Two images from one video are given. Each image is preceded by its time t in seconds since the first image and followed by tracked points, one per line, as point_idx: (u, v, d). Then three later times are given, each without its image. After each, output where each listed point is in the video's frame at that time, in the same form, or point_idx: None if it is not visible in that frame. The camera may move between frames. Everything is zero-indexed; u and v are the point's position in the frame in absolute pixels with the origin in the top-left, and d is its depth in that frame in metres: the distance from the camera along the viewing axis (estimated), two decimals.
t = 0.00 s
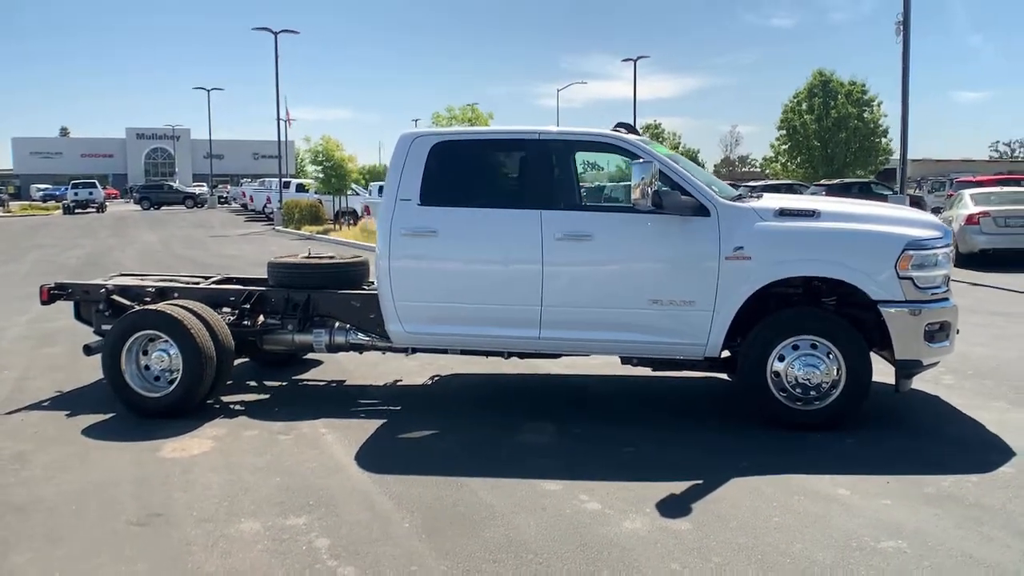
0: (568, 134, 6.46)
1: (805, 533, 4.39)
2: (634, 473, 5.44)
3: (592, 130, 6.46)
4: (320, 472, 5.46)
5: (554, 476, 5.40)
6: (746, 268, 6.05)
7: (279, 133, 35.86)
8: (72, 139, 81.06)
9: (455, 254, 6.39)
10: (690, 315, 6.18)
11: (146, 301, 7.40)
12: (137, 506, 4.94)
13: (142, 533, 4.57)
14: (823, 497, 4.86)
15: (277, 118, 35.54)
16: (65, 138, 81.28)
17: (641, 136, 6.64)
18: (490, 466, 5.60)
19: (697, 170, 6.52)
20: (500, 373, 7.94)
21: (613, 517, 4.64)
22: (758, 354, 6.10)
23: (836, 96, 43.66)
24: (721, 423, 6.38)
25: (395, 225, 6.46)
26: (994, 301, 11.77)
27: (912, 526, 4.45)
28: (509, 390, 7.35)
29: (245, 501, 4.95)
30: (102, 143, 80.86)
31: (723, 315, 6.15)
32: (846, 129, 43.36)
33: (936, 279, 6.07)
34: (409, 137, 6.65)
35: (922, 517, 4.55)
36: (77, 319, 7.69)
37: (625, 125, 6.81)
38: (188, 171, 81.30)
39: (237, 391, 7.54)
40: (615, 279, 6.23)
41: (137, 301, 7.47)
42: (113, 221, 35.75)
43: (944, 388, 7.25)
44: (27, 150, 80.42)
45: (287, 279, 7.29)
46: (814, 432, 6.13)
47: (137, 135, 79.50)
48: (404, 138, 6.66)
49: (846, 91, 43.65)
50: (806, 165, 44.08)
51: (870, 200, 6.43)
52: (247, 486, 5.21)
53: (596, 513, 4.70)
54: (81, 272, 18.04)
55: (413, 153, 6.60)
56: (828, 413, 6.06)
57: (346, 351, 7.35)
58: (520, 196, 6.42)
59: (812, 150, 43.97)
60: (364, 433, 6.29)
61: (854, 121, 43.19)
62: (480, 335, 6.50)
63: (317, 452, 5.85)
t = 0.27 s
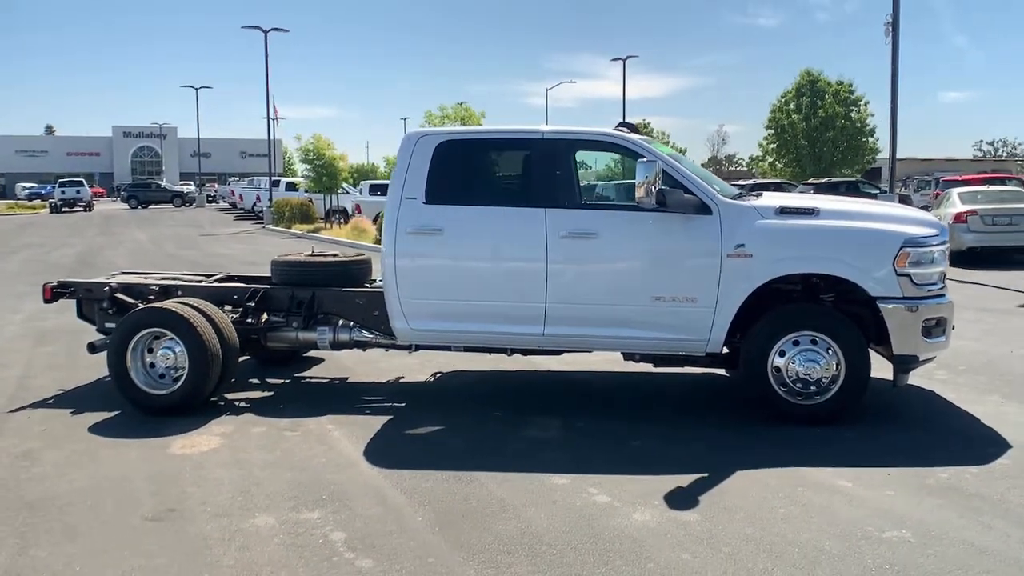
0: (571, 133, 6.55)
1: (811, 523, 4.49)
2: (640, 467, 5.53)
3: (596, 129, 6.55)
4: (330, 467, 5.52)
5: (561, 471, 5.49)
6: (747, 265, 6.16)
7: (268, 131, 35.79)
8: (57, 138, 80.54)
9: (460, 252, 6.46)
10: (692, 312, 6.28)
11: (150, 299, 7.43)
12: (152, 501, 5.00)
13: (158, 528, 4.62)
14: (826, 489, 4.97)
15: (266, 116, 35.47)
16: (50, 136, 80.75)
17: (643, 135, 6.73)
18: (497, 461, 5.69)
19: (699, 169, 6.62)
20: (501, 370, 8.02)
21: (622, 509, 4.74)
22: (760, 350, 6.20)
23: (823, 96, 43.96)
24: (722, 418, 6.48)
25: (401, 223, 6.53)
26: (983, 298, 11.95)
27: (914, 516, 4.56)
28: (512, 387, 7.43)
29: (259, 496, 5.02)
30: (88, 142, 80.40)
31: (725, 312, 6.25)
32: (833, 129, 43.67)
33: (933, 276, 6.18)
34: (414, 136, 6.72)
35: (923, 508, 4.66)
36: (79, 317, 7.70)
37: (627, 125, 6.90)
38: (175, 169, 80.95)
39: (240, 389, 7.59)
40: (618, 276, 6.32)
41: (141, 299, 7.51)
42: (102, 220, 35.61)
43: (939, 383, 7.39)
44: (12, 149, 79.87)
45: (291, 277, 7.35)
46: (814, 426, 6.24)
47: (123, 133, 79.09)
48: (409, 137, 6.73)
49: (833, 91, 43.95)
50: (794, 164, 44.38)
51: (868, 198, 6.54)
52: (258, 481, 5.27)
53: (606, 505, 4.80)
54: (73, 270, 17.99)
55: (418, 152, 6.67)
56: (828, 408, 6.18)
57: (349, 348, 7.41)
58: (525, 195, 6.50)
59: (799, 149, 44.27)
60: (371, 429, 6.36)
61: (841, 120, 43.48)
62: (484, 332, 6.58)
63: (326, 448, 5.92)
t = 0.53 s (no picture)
0: (572, 134, 6.61)
1: (815, 518, 4.56)
2: (643, 464, 5.59)
3: (596, 130, 6.61)
4: (335, 466, 5.55)
5: (565, 468, 5.53)
6: (746, 264, 6.23)
7: (256, 132, 35.70)
8: (41, 139, 79.99)
9: (462, 251, 6.51)
10: (692, 311, 6.35)
11: (149, 300, 7.43)
12: (159, 501, 5.01)
13: (167, 527, 4.64)
14: (828, 484, 5.04)
15: (255, 117, 35.39)
16: (34, 138, 80.18)
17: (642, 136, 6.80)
18: (501, 460, 5.73)
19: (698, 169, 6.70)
20: (500, 370, 8.07)
21: (628, 505, 4.79)
22: (759, 348, 6.28)
23: (809, 97, 44.25)
24: (722, 416, 6.55)
25: (403, 223, 6.57)
26: (972, 297, 12.09)
27: (915, 509, 4.64)
28: (511, 386, 7.48)
29: (266, 495, 5.04)
30: (72, 143, 79.89)
31: (724, 311, 6.33)
32: (819, 130, 43.95)
33: (929, 274, 6.27)
34: (415, 137, 6.76)
35: (924, 501, 4.74)
36: (77, 318, 7.68)
37: (626, 125, 6.96)
38: (160, 171, 80.55)
39: (240, 389, 7.60)
40: (619, 275, 6.38)
41: (140, 300, 7.50)
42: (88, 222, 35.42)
43: (932, 380, 7.49)
44: None
45: (291, 278, 7.38)
46: (812, 423, 6.32)
47: (107, 134, 78.63)
48: (410, 138, 6.77)
49: (819, 92, 44.24)
50: (780, 165, 44.64)
51: (864, 198, 6.63)
52: (265, 480, 5.29)
53: (611, 502, 4.85)
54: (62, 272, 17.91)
55: (419, 152, 6.71)
56: (827, 405, 6.26)
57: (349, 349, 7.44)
58: (526, 195, 6.55)
59: (786, 150, 44.54)
60: (373, 428, 6.39)
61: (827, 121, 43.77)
62: (485, 331, 6.62)
63: (329, 448, 5.94)
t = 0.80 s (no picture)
0: (572, 134, 6.63)
1: (819, 514, 4.59)
2: (645, 462, 5.62)
3: (596, 130, 6.63)
4: (338, 466, 5.55)
5: (568, 467, 5.55)
6: (746, 263, 6.26)
7: (245, 133, 35.62)
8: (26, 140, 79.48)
9: (462, 251, 6.51)
10: (692, 310, 6.38)
11: (146, 301, 7.42)
12: (162, 501, 4.99)
13: (173, 527, 4.63)
14: (830, 481, 5.08)
15: (244, 118, 35.27)
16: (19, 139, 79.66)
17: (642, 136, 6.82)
18: (504, 459, 5.74)
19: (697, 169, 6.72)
20: (498, 369, 8.08)
21: (633, 503, 4.81)
22: (759, 346, 6.31)
23: (797, 98, 44.47)
24: (721, 414, 6.58)
25: (403, 223, 6.57)
26: (964, 296, 12.19)
27: (918, 506, 4.68)
28: (510, 386, 7.49)
29: (270, 495, 5.03)
30: (58, 144, 79.40)
31: (724, 310, 6.36)
32: (807, 130, 44.17)
33: (927, 273, 6.32)
34: (416, 137, 6.77)
35: (926, 497, 4.78)
36: (74, 319, 7.68)
37: (626, 126, 6.99)
38: (147, 172, 80.16)
39: (238, 390, 7.58)
40: (619, 275, 6.40)
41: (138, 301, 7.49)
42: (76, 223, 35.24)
43: (928, 378, 7.55)
44: None
45: (289, 278, 7.37)
46: (811, 421, 6.36)
47: (94, 135, 78.20)
48: (410, 137, 6.77)
49: (807, 93, 44.46)
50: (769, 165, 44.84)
51: (862, 197, 6.67)
52: (268, 480, 5.29)
53: (616, 500, 4.87)
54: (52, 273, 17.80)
55: (419, 152, 6.71)
56: (826, 403, 6.30)
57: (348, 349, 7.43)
58: (526, 195, 6.56)
59: (774, 151, 44.74)
60: (374, 428, 6.39)
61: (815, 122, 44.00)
62: (486, 330, 6.63)
63: (331, 447, 5.94)
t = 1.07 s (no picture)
0: (575, 133, 6.62)
1: (827, 513, 4.60)
2: (651, 461, 5.62)
3: (599, 130, 6.63)
4: (343, 466, 5.52)
5: (574, 466, 5.54)
6: (749, 263, 6.27)
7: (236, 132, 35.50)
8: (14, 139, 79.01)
9: (465, 250, 6.50)
10: (695, 309, 6.38)
11: (146, 301, 7.38)
12: (168, 502, 4.96)
13: (180, 528, 4.60)
14: (837, 480, 5.08)
15: (235, 117, 35.13)
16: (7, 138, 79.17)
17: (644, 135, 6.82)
18: (510, 458, 5.73)
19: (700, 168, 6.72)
20: (499, 369, 8.07)
21: (641, 502, 4.81)
22: (763, 345, 6.33)
23: (788, 99, 44.61)
24: (724, 413, 6.60)
25: (406, 222, 6.56)
26: (960, 295, 12.25)
27: (926, 504, 4.69)
28: (512, 385, 7.48)
29: (277, 495, 5.00)
30: (46, 144, 78.98)
31: (727, 309, 6.36)
32: (798, 131, 44.32)
33: (929, 272, 6.34)
34: (418, 136, 6.75)
35: (933, 496, 4.79)
36: (73, 319, 7.64)
37: (629, 125, 6.98)
38: (136, 171, 79.81)
39: (238, 389, 7.55)
40: (622, 274, 6.40)
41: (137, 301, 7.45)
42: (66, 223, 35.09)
43: (928, 377, 7.57)
44: None
45: (290, 277, 7.34)
46: (814, 420, 6.38)
47: (82, 135, 77.80)
48: (412, 136, 6.76)
49: (798, 94, 44.61)
50: (760, 165, 44.97)
51: (864, 197, 6.69)
52: (274, 480, 5.26)
53: (624, 499, 4.87)
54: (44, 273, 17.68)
55: (422, 151, 6.70)
56: (829, 401, 6.31)
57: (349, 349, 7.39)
58: (529, 194, 6.55)
59: (765, 151, 44.88)
60: (377, 428, 6.37)
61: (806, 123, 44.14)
62: (489, 330, 6.62)
63: (335, 447, 5.92)
